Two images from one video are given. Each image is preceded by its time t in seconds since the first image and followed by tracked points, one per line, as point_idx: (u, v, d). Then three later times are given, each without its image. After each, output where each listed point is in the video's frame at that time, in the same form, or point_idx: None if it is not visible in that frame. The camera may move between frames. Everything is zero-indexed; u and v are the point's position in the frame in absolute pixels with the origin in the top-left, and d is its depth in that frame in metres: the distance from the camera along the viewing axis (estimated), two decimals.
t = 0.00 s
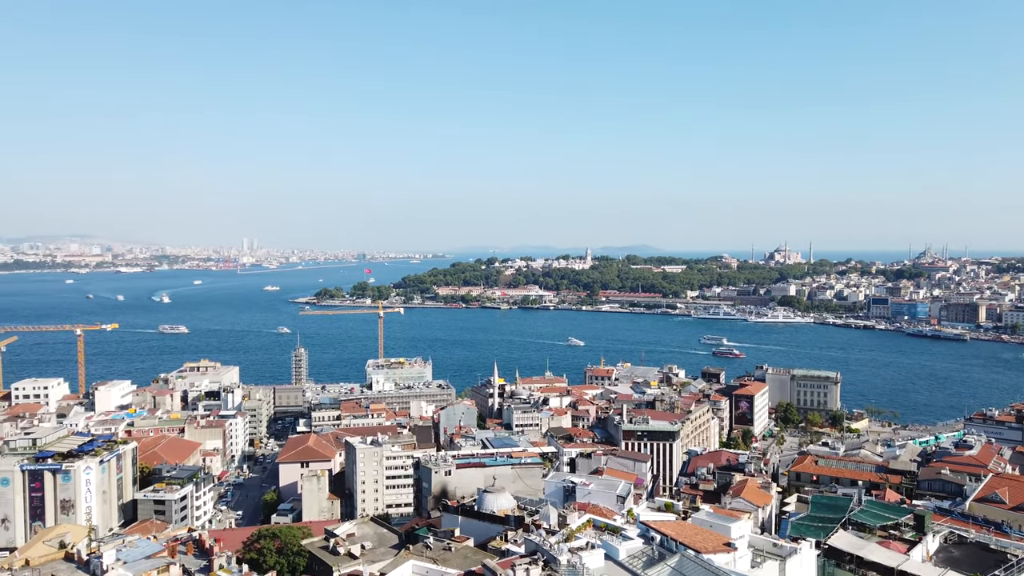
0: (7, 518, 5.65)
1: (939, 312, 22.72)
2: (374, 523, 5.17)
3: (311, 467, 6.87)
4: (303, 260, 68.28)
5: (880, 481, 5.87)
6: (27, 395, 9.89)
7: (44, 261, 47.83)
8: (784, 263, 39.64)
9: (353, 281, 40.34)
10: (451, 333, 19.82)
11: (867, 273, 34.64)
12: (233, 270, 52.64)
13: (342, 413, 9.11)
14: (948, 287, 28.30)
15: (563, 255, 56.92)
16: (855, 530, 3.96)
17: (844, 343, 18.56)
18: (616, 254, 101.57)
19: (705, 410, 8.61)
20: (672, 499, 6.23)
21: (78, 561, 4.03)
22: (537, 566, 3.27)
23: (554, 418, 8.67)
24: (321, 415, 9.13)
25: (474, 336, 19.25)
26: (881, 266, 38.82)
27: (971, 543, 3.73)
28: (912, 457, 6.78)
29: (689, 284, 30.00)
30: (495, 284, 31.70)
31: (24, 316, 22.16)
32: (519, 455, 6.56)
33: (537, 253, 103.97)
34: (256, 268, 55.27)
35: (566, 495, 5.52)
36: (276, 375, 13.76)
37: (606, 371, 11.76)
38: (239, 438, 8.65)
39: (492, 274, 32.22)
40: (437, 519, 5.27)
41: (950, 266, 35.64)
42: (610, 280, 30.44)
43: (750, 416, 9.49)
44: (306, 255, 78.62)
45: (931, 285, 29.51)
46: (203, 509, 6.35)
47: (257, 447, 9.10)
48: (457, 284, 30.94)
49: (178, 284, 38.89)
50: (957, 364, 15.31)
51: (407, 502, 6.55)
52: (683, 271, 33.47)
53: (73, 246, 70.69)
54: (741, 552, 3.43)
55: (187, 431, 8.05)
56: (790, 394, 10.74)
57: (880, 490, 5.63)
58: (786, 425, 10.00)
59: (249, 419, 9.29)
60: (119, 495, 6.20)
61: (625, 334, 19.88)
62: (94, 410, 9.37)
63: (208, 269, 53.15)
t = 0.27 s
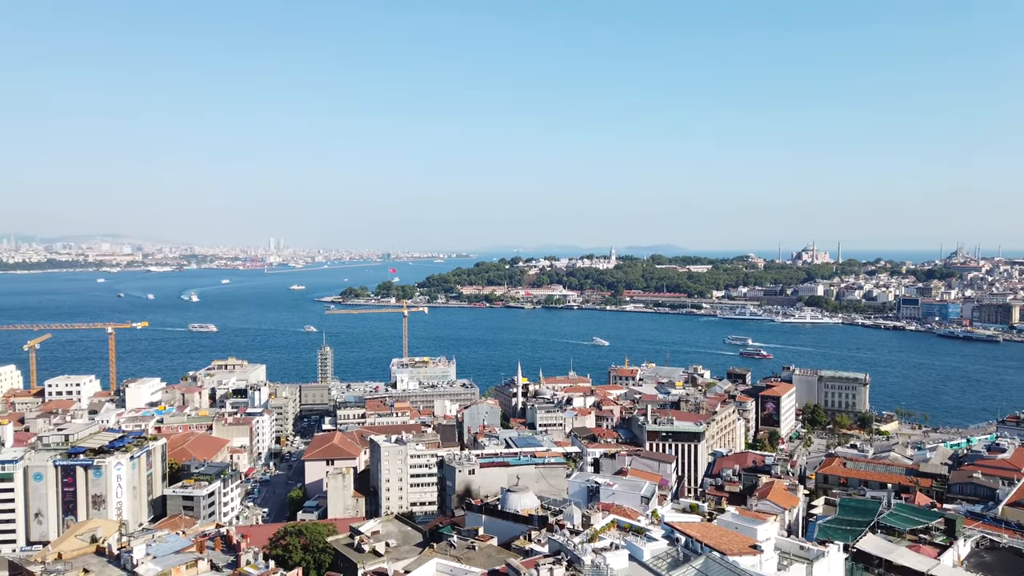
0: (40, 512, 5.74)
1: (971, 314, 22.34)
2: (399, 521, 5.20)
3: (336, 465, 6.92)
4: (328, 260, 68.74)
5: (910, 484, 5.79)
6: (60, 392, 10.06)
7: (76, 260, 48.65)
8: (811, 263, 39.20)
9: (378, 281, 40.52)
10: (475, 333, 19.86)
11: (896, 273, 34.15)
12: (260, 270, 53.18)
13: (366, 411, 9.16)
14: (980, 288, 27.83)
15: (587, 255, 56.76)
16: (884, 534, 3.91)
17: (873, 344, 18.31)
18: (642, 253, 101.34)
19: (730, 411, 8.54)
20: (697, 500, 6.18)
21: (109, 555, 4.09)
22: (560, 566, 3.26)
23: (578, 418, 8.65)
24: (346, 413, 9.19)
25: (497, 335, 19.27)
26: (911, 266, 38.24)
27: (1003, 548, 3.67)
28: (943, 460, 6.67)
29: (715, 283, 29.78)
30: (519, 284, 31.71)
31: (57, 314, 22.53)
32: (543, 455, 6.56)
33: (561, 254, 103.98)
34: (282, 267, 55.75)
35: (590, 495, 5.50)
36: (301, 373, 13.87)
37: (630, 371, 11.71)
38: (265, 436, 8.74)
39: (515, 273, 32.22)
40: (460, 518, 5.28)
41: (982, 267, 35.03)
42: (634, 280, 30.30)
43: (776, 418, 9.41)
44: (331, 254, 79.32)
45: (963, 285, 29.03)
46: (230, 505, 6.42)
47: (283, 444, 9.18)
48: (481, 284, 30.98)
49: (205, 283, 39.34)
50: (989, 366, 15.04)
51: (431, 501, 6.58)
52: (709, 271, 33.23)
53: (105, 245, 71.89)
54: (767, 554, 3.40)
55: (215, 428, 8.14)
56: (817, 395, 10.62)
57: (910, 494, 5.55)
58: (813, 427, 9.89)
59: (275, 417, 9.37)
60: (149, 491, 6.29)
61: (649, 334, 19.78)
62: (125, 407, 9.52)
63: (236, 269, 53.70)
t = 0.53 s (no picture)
0: (76, 504, 5.87)
1: (1007, 313, 21.90)
2: (425, 517, 5.22)
3: (363, 460, 6.97)
4: (357, 257, 69.23)
5: (943, 486, 5.69)
6: (95, 386, 10.25)
7: (111, 257, 49.55)
8: (842, 261, 38.67)
9: (404, 277, 40.72)
10: (501, 330, 19.88)
11: (930, 272, 33.56)
12: (289, 266, 53.74)
13: (394, 408, 9.22)
14: (1017, 287, 27.25)
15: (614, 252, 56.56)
16: (916, 535, 3.86)
17: (906, 343, 18.02)
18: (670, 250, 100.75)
19: (759, 410, 8.47)
20: (725, 500, 6.13)
21: (143, 547, 4.16)
22: (587, 564, 3.25)
23: (604, 416, 8.63)
24: (373, 409, 9.26)
25: (524, 332, 19.27)
26: (945, 264, 37.55)
27: None
28: (978, 462, 6.55)
29: (743, 281, 29.50)
30: (545, 281, 31.69)
31: (92, 310, 22.95)
32: (569, 452, 6.55)
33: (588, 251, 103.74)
34: (310, 264, 56.30)
35: (616, 494, 5.49)
36: (330, 369, 14.00)
37: (658, 369, 11.65)
38: (294, 431, 8.83)
39: (542, 271, 32.20)
40: (486, 515, 5.29)
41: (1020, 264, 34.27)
42: (661, 277, 30.13)
43: (806, 417, 9.30)
44: (359, 251, 79.90)
45: (1000, 284, 28.44)
46: (260, 499, 6.50)
47: (312, 440, 9.27)
48: (507, 281, 31.01)
49: (236, 279, 39.83)
50: None
51: (458, 497, 6.60)
52: (737, 269, 32.94)
53: (138, 242, 73.12)
54: (796, 554, 3.36)
55: (245, 423, 8.25)
56: (848, 395, 10.48)
57: (943, 495, 5.46)
58: (843, 427, 9.77)
59: (304, 412, 9.47)
60: (181, 484, 6.39)
61: (677, 332, 19.66)
62: (158, 401, 9.68)
63: (266, 266, 54.31)
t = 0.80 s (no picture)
0: (112, 497, 5.98)
1: None
2: (452, 514, 5.24)
3: (392, 457, 7.01)
4: (385, 255, 69.58)
5: (980, 489, 5.58)
6: (131, 380, 10.43)
7: (145, 255, 50.38)
8: (876, 259, 38.05)
9: (432, 275, 40.88)
10: (530, 328, 19.88)
11: (968, 271, 32.90)
12: (319, 264, 54.20)
13: (422, 405, 9.26)
14: None
15: (642, 251, 56.25)
16: (952, 539, 3.80)
17: (942, 343, 17.69)
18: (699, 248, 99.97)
19: (790, 411, 8.37)
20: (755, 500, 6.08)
21: (176, 539, 4.23)
22: (614, 563, 3.24)
23: (632, 415, 8.60)
24: (401, 406, 9.31)
25: (551, 331, 19.25)
26: (983, 262, 36.81)
27: None
28: (1016, 464, 6.42)
29: (774, 279, 29.18)
30: (573, 279, 31.63)
31: (127, 306, 23.37)
32: (597, 451, 6.53)
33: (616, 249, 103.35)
34: (340, 262, 56.71)
35: (644, 493, 5.47)
36: (359, 366, 14.11)
37: (686, 368, 11.57)
38: (324, 427, 8.91)
39: (569, 269, 32.13)
40: (514, 512, 5.30)
41: None
42: (690, 275, 29.90)
43: (838, 417, 9.18)
44: (388, 249, 80.37)
45: None
46: (290, 494, 6.58)
47: (341, 436, 9.35)
48: (535, 279, 31.00)
49: (267, 277, 40.27)
50: None
51: (485, 494, 6.62)
52: (768, 267, 32.58)
53: (172, 240, 74.27)
54: (828, 557, 3.32)
55: (276, 419, 8.34)
56: (882, 395, 10.33)
57: (980, 499, 5.36)
58: (877, 428, 9.62)
59: (333, 409, 9.55)
60: (213, 478, 6.48)
61: (706, 331, 19.51)
62: (191, 396, 9.83)
63: (296, 263, 54.85)
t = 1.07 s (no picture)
0: (149, 487, 6.10)
1: None
2: (481, 509, 5.26)
3: (421, 452, 7.05)
4: (415, 251, 69.94)
5: (1020, 490, 5.46)
6: (167, 374, 10.61)
7: (181, 251, 51.19)
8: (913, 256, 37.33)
9: (462, 271, 41.02)
10: (559, 324, 19.84)
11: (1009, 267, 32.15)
12: (350, 260, 54.62)
13: (451, 400, 9.29)
14: None
15: (673, 247, 55.85)
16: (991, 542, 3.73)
17: (981, 341, 17.32)
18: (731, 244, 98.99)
19: (823, 409, 8.26)
20: (787, 499, 6.01)
21: (211, 530, 4.30)
22: (643, 561, 3.23)
23: (662, 412, 8.54)
24: (431, 401, 9.36)
25: (581, 327, 19.20)
26: None
27: None
28: None
29: (808, 276, 28.79)
30: (602, 275, 31.50)
31: (162, 302, 23.77)
32: (626, 448, 6.51)
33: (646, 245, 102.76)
34: (371, 258, 57.10)
35: (674, 490, 5.43)
36: (389, 361, 14.20)
37: (717, 365, 11.48)
38: (354, 421, 8.98)
39: (599, 265, 32.00)
40: (542, 508, 5.30)
41: None
42: (722, 272, 29.61)
43: (872, 417, 9.05)
44: (418, 245, 80.72)
45: None
46: (321, 487, 6.65)
47: (372, 430, 9.42)
48: (564, 275, 30.95)
49: (299, 273, 40.68)
50: None
51: (514, 490, 6.62)
52: (801, 263, 32.15)
53: (207, 236, 75.34)
54: (862, 557, 3.28)
55: (308, 412, 8.43)
56: (918, 394, 10.15)
57: (1020, 500, 5.24)
58: (913, 427, 9.46)
59: (364, 403, 9.63)
60: (247, 471, 6.58)
61: (738, 328, 19.31)
62: (225, 390, 9.97)
63: (328, 259, 55.34)
